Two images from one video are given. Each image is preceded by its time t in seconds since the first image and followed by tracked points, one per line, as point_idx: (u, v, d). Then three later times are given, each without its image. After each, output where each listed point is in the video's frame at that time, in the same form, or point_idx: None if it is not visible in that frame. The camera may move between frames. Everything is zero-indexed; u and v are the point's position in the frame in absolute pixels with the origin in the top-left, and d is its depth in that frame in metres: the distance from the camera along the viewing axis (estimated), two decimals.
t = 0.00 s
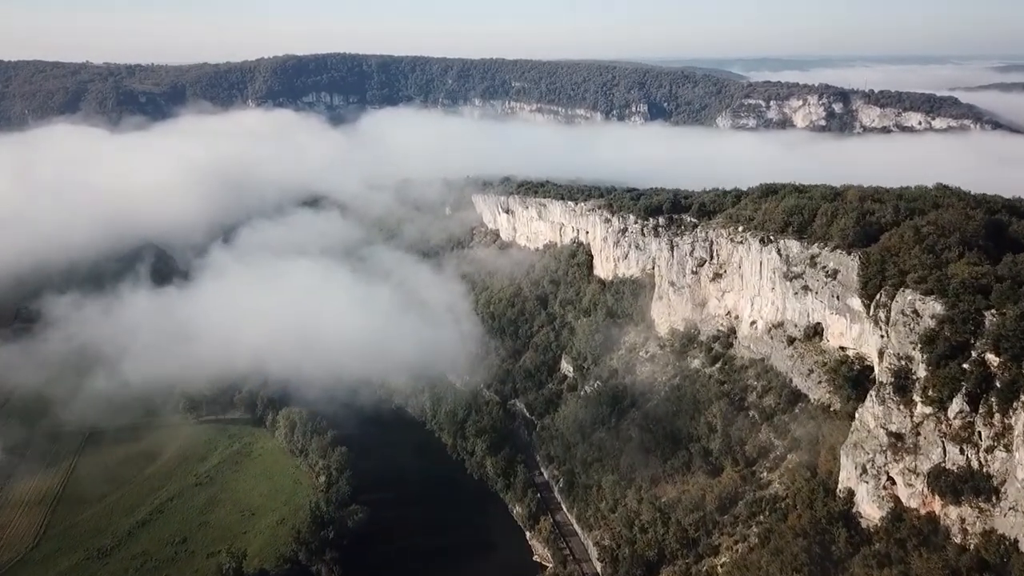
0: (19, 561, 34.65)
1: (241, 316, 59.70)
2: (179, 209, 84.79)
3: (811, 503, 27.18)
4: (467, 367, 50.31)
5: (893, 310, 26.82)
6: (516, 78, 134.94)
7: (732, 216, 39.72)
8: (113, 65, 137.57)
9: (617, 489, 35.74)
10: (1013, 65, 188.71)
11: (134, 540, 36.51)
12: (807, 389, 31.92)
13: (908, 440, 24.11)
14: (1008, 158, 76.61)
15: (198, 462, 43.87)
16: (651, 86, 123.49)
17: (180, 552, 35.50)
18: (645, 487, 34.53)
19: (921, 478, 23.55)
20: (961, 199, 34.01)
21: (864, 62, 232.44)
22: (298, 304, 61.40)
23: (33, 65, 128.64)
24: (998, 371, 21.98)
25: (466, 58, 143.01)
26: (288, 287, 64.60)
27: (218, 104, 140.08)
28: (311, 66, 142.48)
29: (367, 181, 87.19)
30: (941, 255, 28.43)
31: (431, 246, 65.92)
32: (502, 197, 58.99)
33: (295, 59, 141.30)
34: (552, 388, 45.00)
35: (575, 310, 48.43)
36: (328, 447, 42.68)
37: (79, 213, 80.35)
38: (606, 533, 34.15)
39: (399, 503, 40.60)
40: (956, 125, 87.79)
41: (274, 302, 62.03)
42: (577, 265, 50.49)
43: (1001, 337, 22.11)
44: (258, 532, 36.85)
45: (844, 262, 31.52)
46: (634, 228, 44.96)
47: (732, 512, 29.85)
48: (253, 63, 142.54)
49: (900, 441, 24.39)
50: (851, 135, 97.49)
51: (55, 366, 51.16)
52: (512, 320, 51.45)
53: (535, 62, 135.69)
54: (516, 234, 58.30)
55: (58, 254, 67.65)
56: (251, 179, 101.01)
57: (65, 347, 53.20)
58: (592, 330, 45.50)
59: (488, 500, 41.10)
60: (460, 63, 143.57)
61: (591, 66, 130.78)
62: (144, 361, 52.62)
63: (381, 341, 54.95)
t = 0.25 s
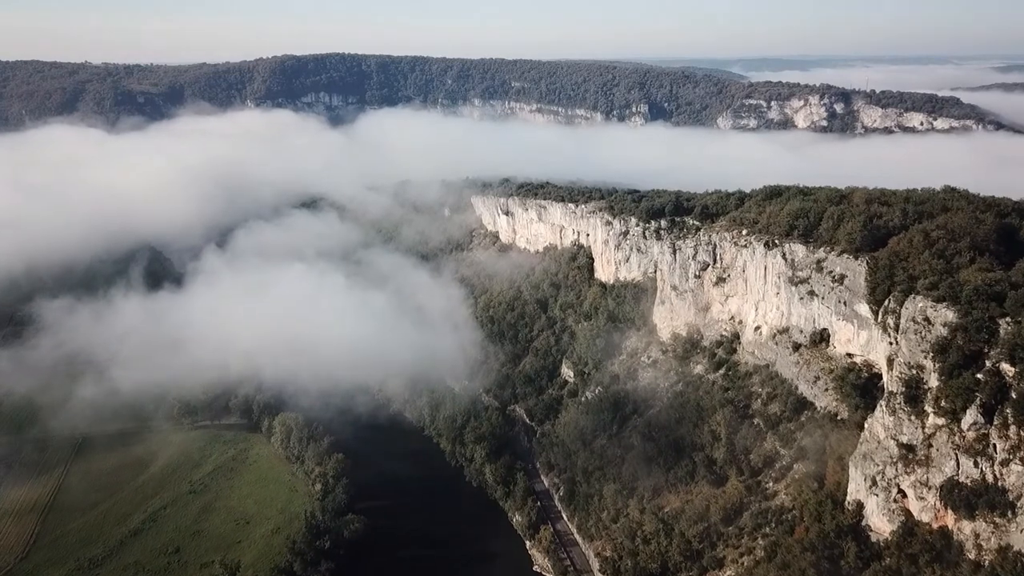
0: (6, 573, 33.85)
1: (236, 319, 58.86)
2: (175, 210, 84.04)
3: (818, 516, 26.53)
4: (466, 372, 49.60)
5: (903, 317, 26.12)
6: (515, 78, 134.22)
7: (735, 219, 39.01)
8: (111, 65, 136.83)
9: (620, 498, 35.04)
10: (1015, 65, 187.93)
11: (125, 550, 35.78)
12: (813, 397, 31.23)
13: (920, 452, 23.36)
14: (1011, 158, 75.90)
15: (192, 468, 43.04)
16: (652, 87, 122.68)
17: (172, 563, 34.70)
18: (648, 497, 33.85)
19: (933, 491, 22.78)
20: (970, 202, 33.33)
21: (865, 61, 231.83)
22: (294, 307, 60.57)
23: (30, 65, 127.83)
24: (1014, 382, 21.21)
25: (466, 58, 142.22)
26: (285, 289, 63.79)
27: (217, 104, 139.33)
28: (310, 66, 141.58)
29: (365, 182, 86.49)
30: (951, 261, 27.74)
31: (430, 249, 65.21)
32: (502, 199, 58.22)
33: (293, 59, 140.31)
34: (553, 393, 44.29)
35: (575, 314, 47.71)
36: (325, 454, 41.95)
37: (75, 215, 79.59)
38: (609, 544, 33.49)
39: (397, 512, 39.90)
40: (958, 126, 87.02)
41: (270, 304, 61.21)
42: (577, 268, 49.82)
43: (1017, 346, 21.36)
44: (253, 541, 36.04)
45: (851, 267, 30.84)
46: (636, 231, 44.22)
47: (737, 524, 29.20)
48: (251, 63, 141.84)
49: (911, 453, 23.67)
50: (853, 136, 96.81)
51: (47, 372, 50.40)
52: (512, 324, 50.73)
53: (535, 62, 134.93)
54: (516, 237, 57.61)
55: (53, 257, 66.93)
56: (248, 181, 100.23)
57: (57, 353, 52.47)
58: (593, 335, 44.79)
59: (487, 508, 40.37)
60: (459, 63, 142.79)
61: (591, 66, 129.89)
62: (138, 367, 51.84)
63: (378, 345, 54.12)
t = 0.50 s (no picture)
0: None
1: (231, 324, 58.10)
2: (172, 212, 83.26)
3: (827, 530, 25.80)
4: (465, 377, 48.85)
5: (914, 325, 25.41)
6: (515, 78, 133.57)
7: (740, 222, 38.28)
8: (109, 66, 136.14)
9: (622, 509, 34.33)
10: (1015, 65, 187.25)
11: (116, 560, 35.02)
12: (820, 405, 30.48)
13: (932, 465, 22.58)
14: (1014, 159, 75.19)
15: (185, 476, 42.31)
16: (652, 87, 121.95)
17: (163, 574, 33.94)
18: (651, 508, 33.13)
19: (946, 506, 21.94)
20: (980, 205, 32.62)
21: (865, 61, 231.24)
22: (291, 311, 59.83)
23: (28, 65, 127.05)
24: None
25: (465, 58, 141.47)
26: (282, 293, 63.09)
27: (215, 105, 138.47)
28: (308, 66, 140.83)
29: (364, 183, 85.75)
30: (963, 266, 27.02)
31: (428, 251, 64.49)
32: (501, 201, 57.45)
33: (292, 59, 139.40)
34: (553, 399, 43.53)
35: (576, 319, 46.97)
36: (321, 462, 41.19)
37: (70, 217, 78.83)
38: (611, 556, 32.81)
39: (394, 521, 39.16)
40: (961, 126, 86.31)
41: (266, 309, 60.48)
42: (578, 271, 49.09)
43: None
44: (247, 552, 35.31)
45: (859, 273, 30.12)
46: (638, 234, 43.49)
47: (742, 537, 28.51)
48: (250, 63, 141.23)
49: (923, 466, 22.88)
50: (854, 137, 96.16)
51: (39, 379, 49.65)
52: (512, 328, 50.00)
53: (535, 62, 134.19)
54: (515, 239, 56.87)
55: (47, 260, 66.14)
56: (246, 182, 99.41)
57: (50, 359, 51.71)
58: (594, 340, 44.05)
59: (486, 517, 39.67)
60: (458, 63, 142.04)
61: (591, 66, 129.05)
62: (132, 372, 51.12)
63: (376, 349, 53.37)
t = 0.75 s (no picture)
0: None
1: (227, 329, 57.41)
2: (168, 213, 82.52)
3: (836, 544, 25.16)
4: (464, 382, 48.14)
5: (926, 333, 24.73)
6: (515, 78, 132.86)
7: (743, 225, 37.54)
8: (107, 66, 135.38)
9: (624, 519, 33.68)
10: (1016, 65, 186.57)
11: (108, 570, 34.31)
12: (827, 413, 29.80)
13: (946, 479, 21.77)
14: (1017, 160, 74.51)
15: (180, 483, 41.61)
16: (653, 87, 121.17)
17: None
18: (654, 518, 32.47)
19: (960, 521, 21.07)
20: (990, 208, 31.88)
21: (865, 61, 230.49)
22: (288, 315, 59.15)
23: (26, 65, 126.33)
24: None
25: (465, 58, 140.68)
26: (279, 297, 62.40)
27: (213, 105, 137.01)
28: (308, 66, 139.65)
29: (362, 184, 85.00)
30: (975, 272, 26.29)
31: (427, 253, 63.79)
32: (501, 202, 56.72)
33: (291, 59, 138.16)
34: (553, 405, 42.84)
35: (576, 323, 46.28)
36: (318, 469, 40.45)
37: (66, 218, 78.09)
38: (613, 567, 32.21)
39: (392, 529, 38.47)
40: (963, 126, 85.59)
41: (263, 313, 59.78)
42: (579, 274, 48.39)
43: None
44: (241, 561, 34.59)
45: (867, 278, 29.41)
46: (639, 236, 42.79)
47: (748, 550, 27.93)
48: (249, 63, 140.30)
49: (936, 479, 22.11)
50: (856, 137, 95.49)
51: (30, 385, 48.85)
52: (512, 332, 49.30)
53: (535, 61, 133.41)
54: (515, 242, 56.14)
55: (41, 261, 65.40)
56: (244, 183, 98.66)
57: (42, 365, 51.00)
58: (595, 344, 43.35)
59: (486, 525, 39.00)
60: (458, 63, 141.27)
61: (591, 66, 128.27)
62: (126, 378, 50.44)
63: (374, 353, 52.66)
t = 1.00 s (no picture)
0: None
1: (222, 333, 56.60)
2: (166, 214, 81.82)
3: (845, 559, 24.49)
4: (463, 387, 47.45)
5: (938, 343, 24.08)
6: (514, 78, 132.16)
7: (748, 228, 36.82)
8: (106, 66, 134.67)
9: (626, 530, 33.03)
10: (1016, 65, 185.87)
11: None
12: (835, 422, 29.10)
13: (960, 493, 20.93)
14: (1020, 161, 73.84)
15: (174, 491, 40.92)
16: (653, 87, 120.24)
17: None
18: (656, 529, 31.83)
19: (976, 537, 20.13)
20: (1000, 212, 31.14)
21: (865, 61, 229.81)
22: (285, 319, 58.38)
23: (23, 66, 125.57)
24: None
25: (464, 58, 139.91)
26: (275, 300, 61.66)
27: (212, 105, 136.18)
28: (307, 66, 138.97)
29: (360, 185, 84.28)
30: (987, 278, 25.57)
31: (426, 256, 63.07)
32: (500, 204, 55.97)
33: (290, 59, 137.50)
34: (553, 411, 42.12)
35: (577, 327, 45.54)
36: (314, 477, 39.76)
37: (62, 219, 77.34)
38: None
39: (389, 539, 37.75)
40: (965, 127, 84.90)
41: (259, 317, 59.02)
42: (579, 278, 47.66)
43: None
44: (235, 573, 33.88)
45: (876, 283, 28.72)
46: (641, 239, 42.09)
47: (754, 563, 27.29)
48: (247, 63, 139.52)
49: (950, 493, 21.28)
50: (858, 138, 94.79)
51: (22, 392, 48.14)
52: (511, 336, 48.55)
53: (535, 61, 132.66)
54: (515, 244, 55.40)
55: (36, 264, 64.69)
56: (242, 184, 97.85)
57: (35, 371, 50.32)
58: (596, 350, 42.59)
59: (485, 534, 38.34)
60: (458, 63, 140.50)
61: (591, 66, 127.43)
62: (120, 383, 49.70)
63: (372, 358, 51.96)
